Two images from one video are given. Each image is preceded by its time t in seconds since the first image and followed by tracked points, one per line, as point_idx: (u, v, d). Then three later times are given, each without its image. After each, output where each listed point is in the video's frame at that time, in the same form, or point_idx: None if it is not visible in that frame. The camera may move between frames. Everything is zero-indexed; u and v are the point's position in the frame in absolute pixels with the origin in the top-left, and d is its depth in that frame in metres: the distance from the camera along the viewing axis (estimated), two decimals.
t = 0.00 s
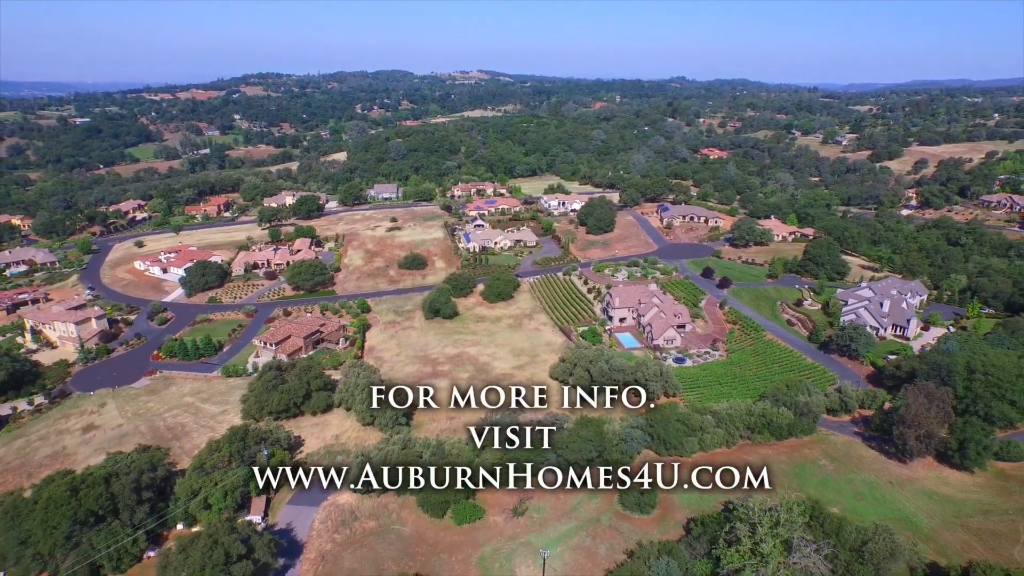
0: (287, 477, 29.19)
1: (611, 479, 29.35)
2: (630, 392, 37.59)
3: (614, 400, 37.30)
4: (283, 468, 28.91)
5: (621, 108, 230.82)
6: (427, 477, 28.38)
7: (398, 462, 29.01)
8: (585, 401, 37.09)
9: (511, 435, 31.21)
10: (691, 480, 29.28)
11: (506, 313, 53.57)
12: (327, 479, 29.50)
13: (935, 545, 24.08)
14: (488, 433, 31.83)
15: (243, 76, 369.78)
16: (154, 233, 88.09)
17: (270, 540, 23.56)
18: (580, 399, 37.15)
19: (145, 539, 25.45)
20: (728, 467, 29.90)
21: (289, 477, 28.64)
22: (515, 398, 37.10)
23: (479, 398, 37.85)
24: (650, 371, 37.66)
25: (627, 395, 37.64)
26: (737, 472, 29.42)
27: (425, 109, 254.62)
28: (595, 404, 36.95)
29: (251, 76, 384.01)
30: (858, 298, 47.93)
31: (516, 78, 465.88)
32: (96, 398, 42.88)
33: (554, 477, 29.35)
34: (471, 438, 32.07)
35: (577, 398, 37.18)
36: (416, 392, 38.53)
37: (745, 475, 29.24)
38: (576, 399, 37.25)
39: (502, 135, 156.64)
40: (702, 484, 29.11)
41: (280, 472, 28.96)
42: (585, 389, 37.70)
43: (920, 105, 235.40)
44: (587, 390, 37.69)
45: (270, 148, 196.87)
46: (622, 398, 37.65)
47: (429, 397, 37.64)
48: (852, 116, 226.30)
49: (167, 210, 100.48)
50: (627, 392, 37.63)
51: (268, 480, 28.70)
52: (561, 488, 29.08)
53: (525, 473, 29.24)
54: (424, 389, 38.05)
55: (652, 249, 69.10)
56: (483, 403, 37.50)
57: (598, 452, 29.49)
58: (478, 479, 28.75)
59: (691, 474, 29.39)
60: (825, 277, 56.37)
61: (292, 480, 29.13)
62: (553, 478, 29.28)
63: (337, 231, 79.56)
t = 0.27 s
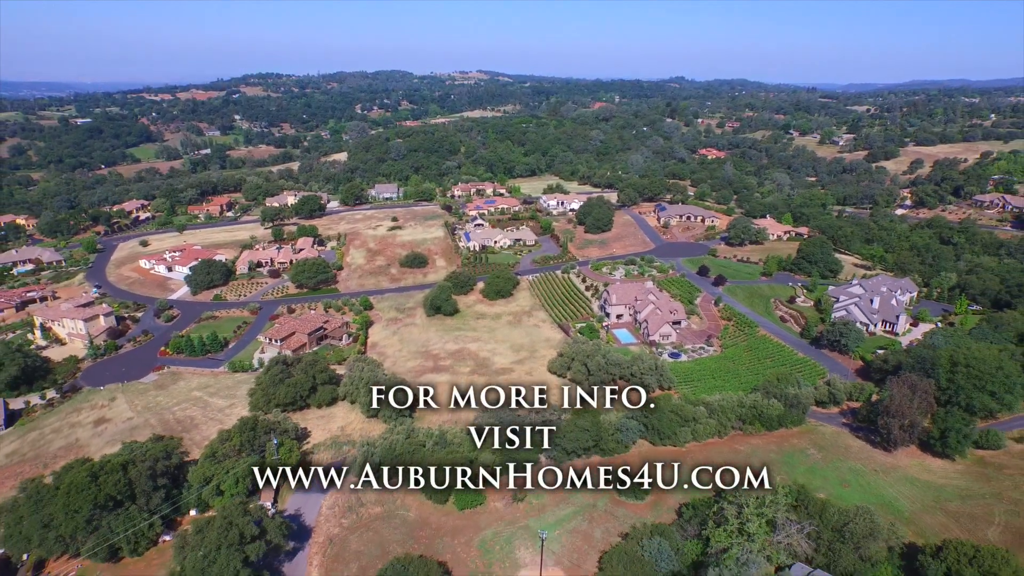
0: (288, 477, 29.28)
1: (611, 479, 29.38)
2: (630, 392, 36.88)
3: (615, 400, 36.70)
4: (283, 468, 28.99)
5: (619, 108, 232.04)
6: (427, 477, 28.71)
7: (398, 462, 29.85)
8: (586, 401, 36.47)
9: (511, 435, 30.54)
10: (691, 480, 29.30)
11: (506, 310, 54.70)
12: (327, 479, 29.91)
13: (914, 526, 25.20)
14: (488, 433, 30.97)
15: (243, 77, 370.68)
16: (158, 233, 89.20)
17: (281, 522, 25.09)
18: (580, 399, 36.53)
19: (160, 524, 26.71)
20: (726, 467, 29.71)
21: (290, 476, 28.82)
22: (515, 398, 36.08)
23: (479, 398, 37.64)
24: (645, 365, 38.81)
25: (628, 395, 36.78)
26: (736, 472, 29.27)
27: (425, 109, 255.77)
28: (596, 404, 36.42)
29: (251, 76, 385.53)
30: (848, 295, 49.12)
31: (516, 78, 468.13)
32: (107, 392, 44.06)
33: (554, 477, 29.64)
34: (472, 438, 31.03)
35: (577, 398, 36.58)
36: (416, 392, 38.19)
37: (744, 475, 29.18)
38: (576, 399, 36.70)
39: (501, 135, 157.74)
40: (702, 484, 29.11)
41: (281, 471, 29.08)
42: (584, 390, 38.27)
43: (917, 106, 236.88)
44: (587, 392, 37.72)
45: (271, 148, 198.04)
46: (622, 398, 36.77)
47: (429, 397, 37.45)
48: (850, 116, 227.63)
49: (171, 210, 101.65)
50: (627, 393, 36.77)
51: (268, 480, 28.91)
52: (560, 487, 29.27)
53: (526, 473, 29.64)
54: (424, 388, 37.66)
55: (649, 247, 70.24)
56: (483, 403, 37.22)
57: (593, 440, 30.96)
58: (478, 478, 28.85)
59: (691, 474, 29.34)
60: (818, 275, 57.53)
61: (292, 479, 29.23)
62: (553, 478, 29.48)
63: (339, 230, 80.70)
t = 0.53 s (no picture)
0: (287, 477, 29.11)
1: (611, 479, 29.62)
2: (630, 391, 35.08)
3: (614, 399, 35.32)
4: (283, 468, 28.90)
5: (618, 108, 233.50)
6: (427, 477, 29.80)
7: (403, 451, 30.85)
8: (586, 402, 35.15)
9: (511, 435, 31.13)
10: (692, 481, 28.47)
11: (506, 307, 56.08)
12: (327, 478, 30.10)
13: (892, 508, 26.60)
14: (488, 432, 31.39)
15: (242, 77, 371.81)
16: (162, 232, 90.53)
17: (293, 504, 26.64)
18: (579, 399, 35.36)
19: (177, 507, 28.36)
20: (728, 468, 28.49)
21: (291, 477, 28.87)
22: (515, 398, 36.59)
23: (479, 399, 38.00)
24: (640, 358, 40.15)
25: (628, 394, 35.27)
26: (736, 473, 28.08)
27: (425, 109, 257.22)
28: (596, 404, 35.02)
29: (251, 77, 387.02)
30: (838, 292, 50.55)
31: (515, 79, 469.56)
32: (119, 386, 45.44)
33: (555, 477, 30.12)
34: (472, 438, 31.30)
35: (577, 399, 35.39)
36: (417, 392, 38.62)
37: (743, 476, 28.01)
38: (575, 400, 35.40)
39: (501, 135, 159.18)
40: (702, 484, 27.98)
41: (280, 472, 28.91)
42: (584, 388, 37.49)
43: (914, 106, 238.82)
44: (587, 391, 36.67)
45: (272, 148, 199.40)
46: (622, 397, 35.13)
47: (429, 397, 37.92)
48: (847, 117, 229.35)
49: (174, 210, 103.00)
50: (626, 393, 34.91)
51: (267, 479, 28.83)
52: (560, 488, 29.65)
53: (525, 473, 30.42)
54: (424, 388, 38.15)
55: (645, 246, 71.68)
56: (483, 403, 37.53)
57: (589, 429, 32.48)
58: (478, 478, 29.60)
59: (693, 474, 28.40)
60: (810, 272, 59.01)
61: (291, 479, 29.19)
62: (553, 478, 29.96)
63: (341, 230, 82.06)
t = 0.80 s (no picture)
0: (289, 478, 27.72)
1: (611, 478, 29.77)
2: (630, 391, 35.21)
3: (614, 399, 35.33)
4: (285, 468, 27.58)
5: (617, 109, 234.83)
6: (427, 477, 30.14)
7: (407, 440, 32.18)
8: (585, 401, 35.31)
9: (511, 435, 31.99)
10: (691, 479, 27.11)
11: (505, 304, 57.28)
12: (327, 479, 30.24)
13: (875, 492, 27.77)
14: (488, 432, 31.91)
15: (242, 77, 372.82)
16: (166, 231, 91.69)
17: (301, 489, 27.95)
18: (580, 399, 35.43)
19: (190, 494, 29.45)
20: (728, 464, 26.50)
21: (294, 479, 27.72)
22: (515, 397, 36.15)
23: (479, 399, 37.37)
24: (636, 353, 41.32)
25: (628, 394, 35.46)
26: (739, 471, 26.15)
27: (425, 110, 258.38)
28: (596, 404, 35.17)
29: (251, 77, 388.07)
30: (830, 289, 51.75)
31: (514, 79, 470.55)
32: (128, 381, 46.63)
33: (555, 477, 30.54)
34: (472, 438, 31.49)
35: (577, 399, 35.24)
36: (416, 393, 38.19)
37: (745, 474, 26.20)
38: (575, 399, 35.39)
39: (500, 136, 160.34)
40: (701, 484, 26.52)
41: (283, 472, 27.50)
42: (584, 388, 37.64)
43: (911, 107, 240.17)
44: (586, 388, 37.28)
45: (272, 149, 200.64)
46: (622, 398, 35.30)
47: (429, 397, 37.39)
48: (845, 117, 230.72)
49: (178, 210, 104.22)
50: (626, 393, 35.15)
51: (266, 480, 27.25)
52: (560, 488, 30.00)
53: (525, 473, 30.96)
54: (424, 388, 37.69)
55: (642, 245, 72.90)
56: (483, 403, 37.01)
57: (585, 419, 33.95)
58: (478, 478, 30.23)
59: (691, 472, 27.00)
60: (803, 271, 60.25)
61: (293, 479, 27.82)
62: (553, 478, 30.39)
63: (343, 229, 83.24)
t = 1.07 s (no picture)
0: (288, 477, 27.99)
1: (611, 479, 30.00)
2: (630, 392, 35.60)
3: (614, 399, 35.61)
4: (283, 467, 27.87)
5: (615, 109, 236.06)
6: (427, 477, 30.31)
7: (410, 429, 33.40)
8: (585, 401, 35.41)
9: (511, 436, 33.09)
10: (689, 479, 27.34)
11: (505, 302, 58.47)
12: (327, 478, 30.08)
13: (860, 479, 28.95)
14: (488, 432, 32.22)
15: (242, 78, 373.68)
16: (170, 231, 92.82)
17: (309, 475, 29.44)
18: (580, 399, 35.20)
19: (201, 482, 30.60)
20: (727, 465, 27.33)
21: (292, 477, 27.88)
22: (515, 398, 35.53)
23: (479, 399, 36.55)
24: (632, 348, 42.57)
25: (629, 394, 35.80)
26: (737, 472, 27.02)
27: (424, 110, 259.44)
28: (596, 404, 35.34)
29: (250, 77, 389.00)
30: (822, 287, 53.01)
31: (512, 78, 471.57)
32: (137, 376, 47.81)
33: (555, 476, 30.58)
34: (472, 438, 31.81)
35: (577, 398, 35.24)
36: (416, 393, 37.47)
37: (744, 475, 27.10)
38: (575, 399, 35.31)
39: (500, 136, 161.47)
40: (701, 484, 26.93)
41: (281, 471, 27.80)
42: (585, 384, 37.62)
43: (908, 107, 241.66)
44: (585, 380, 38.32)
45: (273, 149, 201.79)
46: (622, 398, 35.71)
47: (429, 397, 36.58)
48: (842, 117, 232.14)
49: (181, 210, 105.37)
50: (626, 393, 35.48)
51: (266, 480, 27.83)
52: (561, 487, 30.06)
53: (525, 473, 31.02)
54: (424, 389, 36.98)
55: (640, 244, 74.16)
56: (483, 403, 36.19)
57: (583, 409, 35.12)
58: (478, 478, 30.50)
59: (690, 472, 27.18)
60: (796, 268, 61.51)
61: (292, 479, 28.08)
62: (553, 478, 30.43)
63: (345, 228, 84.39)
